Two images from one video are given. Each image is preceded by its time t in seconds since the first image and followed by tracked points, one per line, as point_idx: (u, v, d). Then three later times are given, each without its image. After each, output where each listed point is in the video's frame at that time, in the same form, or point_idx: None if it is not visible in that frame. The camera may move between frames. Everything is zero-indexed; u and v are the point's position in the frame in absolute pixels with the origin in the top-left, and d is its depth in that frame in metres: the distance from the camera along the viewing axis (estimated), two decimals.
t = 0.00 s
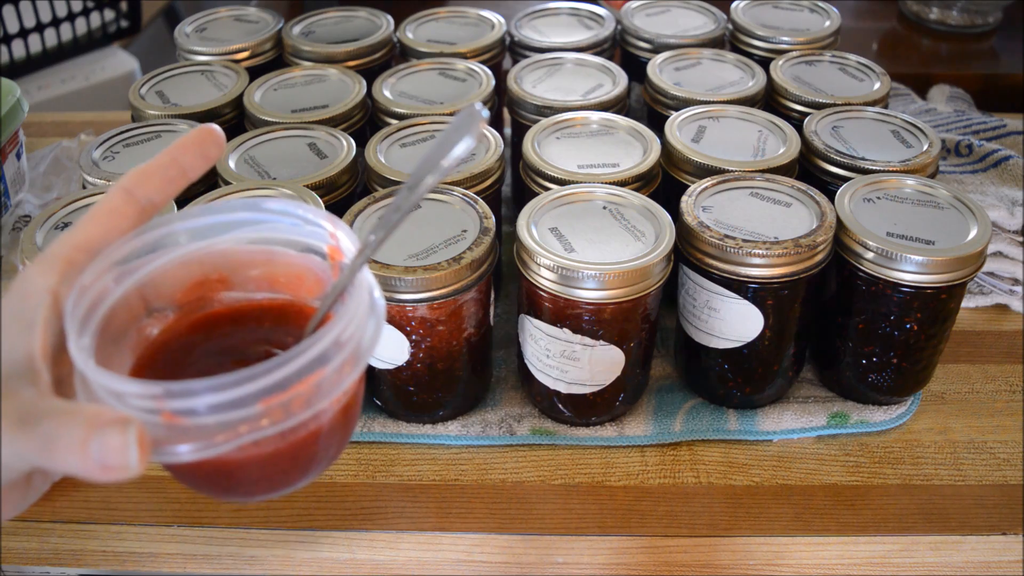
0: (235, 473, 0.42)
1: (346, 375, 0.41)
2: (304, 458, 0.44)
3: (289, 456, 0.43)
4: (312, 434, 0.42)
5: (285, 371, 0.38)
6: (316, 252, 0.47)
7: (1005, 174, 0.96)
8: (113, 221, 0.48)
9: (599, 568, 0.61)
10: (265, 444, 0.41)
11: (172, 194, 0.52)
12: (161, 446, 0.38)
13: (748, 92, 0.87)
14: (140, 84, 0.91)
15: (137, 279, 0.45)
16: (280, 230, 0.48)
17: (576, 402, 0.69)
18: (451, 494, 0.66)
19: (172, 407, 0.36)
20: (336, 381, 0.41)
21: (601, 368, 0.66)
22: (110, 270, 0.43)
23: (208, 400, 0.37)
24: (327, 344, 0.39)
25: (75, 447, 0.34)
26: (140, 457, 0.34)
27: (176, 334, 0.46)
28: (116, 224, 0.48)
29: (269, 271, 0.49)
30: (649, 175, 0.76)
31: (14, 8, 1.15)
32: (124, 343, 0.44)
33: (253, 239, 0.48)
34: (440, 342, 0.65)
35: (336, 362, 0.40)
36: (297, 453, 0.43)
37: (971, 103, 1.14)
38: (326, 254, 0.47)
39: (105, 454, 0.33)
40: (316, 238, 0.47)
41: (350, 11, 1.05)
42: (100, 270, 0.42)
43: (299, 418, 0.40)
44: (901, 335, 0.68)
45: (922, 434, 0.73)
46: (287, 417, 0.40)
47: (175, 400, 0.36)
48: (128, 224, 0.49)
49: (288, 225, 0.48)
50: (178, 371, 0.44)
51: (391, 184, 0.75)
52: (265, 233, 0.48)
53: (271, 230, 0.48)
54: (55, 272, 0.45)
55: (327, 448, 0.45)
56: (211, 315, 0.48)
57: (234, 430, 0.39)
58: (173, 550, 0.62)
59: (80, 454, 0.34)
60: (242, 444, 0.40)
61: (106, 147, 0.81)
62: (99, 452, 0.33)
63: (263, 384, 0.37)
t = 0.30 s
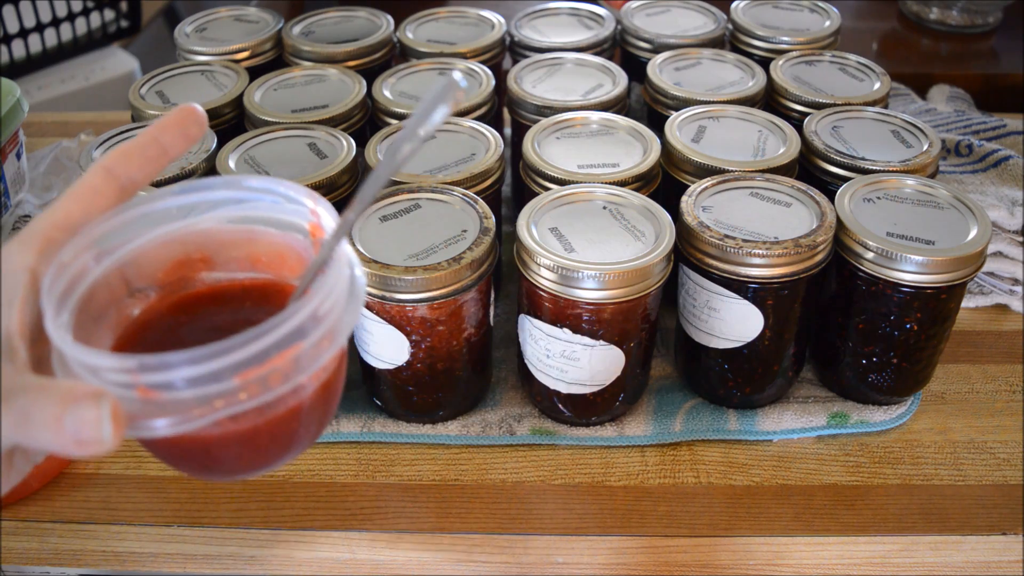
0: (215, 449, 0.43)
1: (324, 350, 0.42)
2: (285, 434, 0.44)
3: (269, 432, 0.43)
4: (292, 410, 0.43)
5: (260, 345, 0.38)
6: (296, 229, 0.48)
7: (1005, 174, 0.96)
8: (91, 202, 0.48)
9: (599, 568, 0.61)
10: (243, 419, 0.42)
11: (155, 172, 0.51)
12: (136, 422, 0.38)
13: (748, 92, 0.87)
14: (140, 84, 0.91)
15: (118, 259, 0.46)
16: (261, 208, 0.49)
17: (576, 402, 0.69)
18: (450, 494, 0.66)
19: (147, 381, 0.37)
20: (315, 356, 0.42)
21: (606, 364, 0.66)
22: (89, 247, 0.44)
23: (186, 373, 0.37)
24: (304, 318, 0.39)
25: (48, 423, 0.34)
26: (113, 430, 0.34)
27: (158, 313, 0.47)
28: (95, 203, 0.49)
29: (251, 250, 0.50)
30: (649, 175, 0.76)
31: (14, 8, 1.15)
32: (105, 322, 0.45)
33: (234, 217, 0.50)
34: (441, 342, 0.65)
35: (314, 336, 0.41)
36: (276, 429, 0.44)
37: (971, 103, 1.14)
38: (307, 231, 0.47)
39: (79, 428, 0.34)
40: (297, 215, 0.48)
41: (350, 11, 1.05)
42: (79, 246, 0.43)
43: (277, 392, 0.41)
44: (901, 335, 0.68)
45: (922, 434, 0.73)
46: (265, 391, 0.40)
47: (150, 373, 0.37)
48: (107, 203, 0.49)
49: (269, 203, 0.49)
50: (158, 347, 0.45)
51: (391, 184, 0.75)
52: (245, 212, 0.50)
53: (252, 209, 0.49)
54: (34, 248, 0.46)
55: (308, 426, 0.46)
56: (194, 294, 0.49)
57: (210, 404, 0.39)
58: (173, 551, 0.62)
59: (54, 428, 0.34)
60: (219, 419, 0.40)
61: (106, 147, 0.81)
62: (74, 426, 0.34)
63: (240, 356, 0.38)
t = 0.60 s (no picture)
0: (189, 460, 0.43)
1: (302, 361, 0.42)
2: (262, 447, 0.44)
3: (245, 444, 0.43)
4: (268, 423, 0.43)
5: (234, 359, 0.38)
6: (275, 234, 0.47)
7: (1005, 174, 0.96)
8: (68, 202, 0.47)
9: (599, 568, 0.61)
10: (218, 434, 0.42)
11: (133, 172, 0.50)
12: (107, 437, 0.38)
13: (748, 92, 0.87)
14: (140, 84, 0.91)
15: (93, 263, 0.46)
16: (239, 212, 0.48)
17: (576, 402, 0.69)
18: (450, 494, 0.66)
19: (117, 396, 0.36)
20: (289, 371, 0.41)
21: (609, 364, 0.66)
22: (63, 253, 0.43)
23: (159, 388, 0.37)
24: (280, 330, 0.39)
25: (13, 438, 0.34)
26: (80, 448, 0.34)
27: (136, 320, 0.47)
28: (71, 205, 0.47)
29: (231, 254, 0.49)
30: (649, 175, 0.76)
31: (14, 8, 1.15)
32: (80, 328, 0.44)
33: (213, 220, 0.49)
34: (441, 342, 0.65)
35: (290, 348, 0.40)
36: (252, 441, 0.43)
37: (971, 103, 1.14)
38: (286, 237, 0.47)
39: (46, 444, 0.34)
40: (276, 221, 0.47)
41: (350, 11, 1.05)
42: (53, 252, 0.43)
43: (252, 407, 0.41)
44: (901, 335, 0.68)
45: (922, 434, 0.73)
46: (238, 407, 0.40)
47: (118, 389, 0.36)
48: (84, 205, 0.48)
49: (247, 208, 0.48)
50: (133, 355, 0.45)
51: (391, 184, 0.75)
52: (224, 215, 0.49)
53: (230, 214, 0.49)
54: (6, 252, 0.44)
55: (287, 436, 0.46)
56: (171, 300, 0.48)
57: (182, 420, 0.39)
58: (173, 550, 0.62)
59: (19, 444, 0.34)
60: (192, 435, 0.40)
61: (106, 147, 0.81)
62: (40, 441, 0.34)
63: (213, 371, 0.38)
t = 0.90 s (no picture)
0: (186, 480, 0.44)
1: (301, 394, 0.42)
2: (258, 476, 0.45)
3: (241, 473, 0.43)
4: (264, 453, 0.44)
5: (232, 393, 0.38)
6: (276, 262, 0.45)
7: (1005, 174, 0.96)
8: (68, 221, 0.46)
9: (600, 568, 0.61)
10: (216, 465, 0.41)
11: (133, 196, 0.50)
12: (105, 469, 0.38)
13: (748, 92, 0.87)
14: (140, 84, 0.91)
15: (92, 289, 0.44)
16: (239, 238, 0.46)
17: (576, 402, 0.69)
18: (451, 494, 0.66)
19: (111, 428, 0.37)
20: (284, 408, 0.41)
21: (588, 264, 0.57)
22: (62, 279, 0.42)
23: (158, 422, 0.37)
24: (278, 364, 0.39)
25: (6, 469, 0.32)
26: (75, 480, 0.33)
27: (134, 347, 0.45)
28: (71, 227, 0.46)
29: (229, 281, 0.47)
30: (649, 175, 0.76)
31: (14, 8, 1.15)
32: (77, 354, 0.43)
33: (213, 245, 0.47)
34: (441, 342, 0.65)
35: (288, 383, 0.40)
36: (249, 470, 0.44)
37: (971, 104, 1.14)
38: (287, 265, 0.44)
39: (40, 477, 0.32)
40: (277, 248, 0.44)
41: (350, 11, 1.05)
42: (52, 276, 0.42)
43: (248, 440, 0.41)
44: (901, 335, 0.68)
45: (923, 434, 0.73)
46: (234, 440, 0.40)
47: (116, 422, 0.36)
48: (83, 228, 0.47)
49: (247, 233, 0.46)
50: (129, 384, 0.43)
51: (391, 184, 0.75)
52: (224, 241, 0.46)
53: (229, 238, 0.46)
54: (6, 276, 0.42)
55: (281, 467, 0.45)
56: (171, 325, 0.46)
57: (177, 455, 0.39)
58: (173, 550, 0.62)
59: (12, 477, 0.32)
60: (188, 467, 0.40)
61: (106, 147, 0.81)
62: (34, 473, 0.32)
63: (213, 404, 0.38)
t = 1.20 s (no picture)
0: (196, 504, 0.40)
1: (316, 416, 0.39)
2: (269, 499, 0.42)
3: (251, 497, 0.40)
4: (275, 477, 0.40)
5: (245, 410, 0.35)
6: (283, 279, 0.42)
7: (1005, 174, 0.96)
8: (72, 241, 0.42)
9: (599, 568, 0.61)
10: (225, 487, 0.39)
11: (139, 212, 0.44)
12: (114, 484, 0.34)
13: (748, 92, 0.87)
14: (140, 84, 0.91)
15: (99, 299, 0.42)
16: (246, 252, 0.42)
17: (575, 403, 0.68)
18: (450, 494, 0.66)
19: (125, 443, 0.33)
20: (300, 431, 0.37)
21: (488, 164, 0.34)
22: (71, 291, 0.40)
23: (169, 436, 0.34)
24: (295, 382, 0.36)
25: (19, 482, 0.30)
26: (89, 494, 0.31)
27: (139, 359, 0.43)
28: (78, 244, 0.42)
29: (235, 296, 0.44)
30: (649, 175, 0.76)
31: (14, 8, 1.15)
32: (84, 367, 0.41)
33: (219, 259, 0.43)
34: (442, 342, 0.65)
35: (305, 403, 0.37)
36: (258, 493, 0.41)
37: (971, 103, 1.14)
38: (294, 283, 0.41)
39: (54, 490, 0.30)
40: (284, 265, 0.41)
41: (350, 11, 1.05)
42: (60, 290, 0.39)
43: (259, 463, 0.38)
44: (901, 335, 0.68)
45: (922, 434, 0.73)
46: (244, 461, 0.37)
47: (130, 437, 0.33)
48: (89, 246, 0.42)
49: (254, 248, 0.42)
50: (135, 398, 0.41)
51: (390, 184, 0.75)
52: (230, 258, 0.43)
53: (237, 252, 0.43)
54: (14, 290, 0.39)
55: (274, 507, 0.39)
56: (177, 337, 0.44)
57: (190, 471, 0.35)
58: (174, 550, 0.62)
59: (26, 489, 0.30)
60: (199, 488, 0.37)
61: (106, 147, 0.81)
62: (48, 487, 0.30)
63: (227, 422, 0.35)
